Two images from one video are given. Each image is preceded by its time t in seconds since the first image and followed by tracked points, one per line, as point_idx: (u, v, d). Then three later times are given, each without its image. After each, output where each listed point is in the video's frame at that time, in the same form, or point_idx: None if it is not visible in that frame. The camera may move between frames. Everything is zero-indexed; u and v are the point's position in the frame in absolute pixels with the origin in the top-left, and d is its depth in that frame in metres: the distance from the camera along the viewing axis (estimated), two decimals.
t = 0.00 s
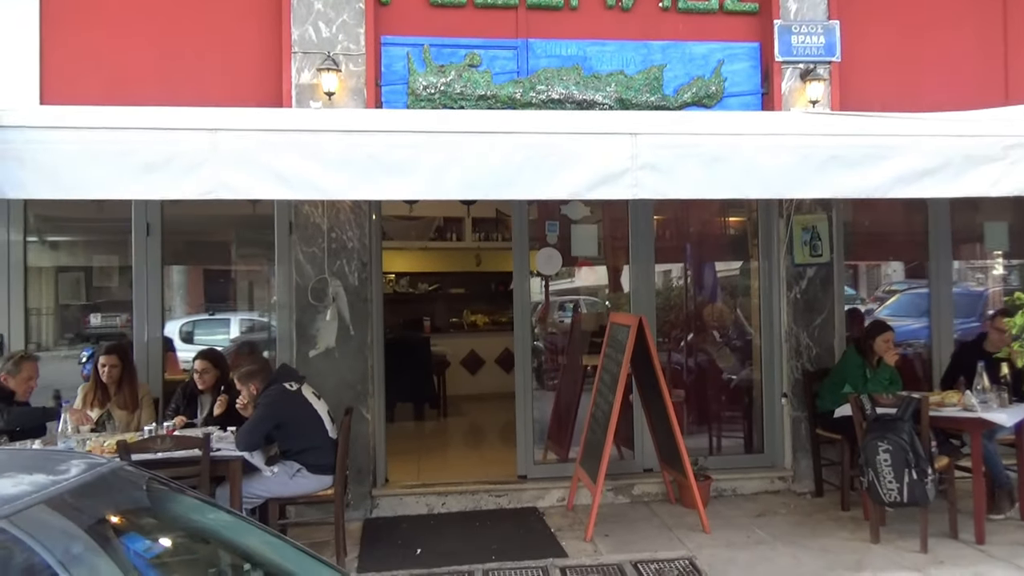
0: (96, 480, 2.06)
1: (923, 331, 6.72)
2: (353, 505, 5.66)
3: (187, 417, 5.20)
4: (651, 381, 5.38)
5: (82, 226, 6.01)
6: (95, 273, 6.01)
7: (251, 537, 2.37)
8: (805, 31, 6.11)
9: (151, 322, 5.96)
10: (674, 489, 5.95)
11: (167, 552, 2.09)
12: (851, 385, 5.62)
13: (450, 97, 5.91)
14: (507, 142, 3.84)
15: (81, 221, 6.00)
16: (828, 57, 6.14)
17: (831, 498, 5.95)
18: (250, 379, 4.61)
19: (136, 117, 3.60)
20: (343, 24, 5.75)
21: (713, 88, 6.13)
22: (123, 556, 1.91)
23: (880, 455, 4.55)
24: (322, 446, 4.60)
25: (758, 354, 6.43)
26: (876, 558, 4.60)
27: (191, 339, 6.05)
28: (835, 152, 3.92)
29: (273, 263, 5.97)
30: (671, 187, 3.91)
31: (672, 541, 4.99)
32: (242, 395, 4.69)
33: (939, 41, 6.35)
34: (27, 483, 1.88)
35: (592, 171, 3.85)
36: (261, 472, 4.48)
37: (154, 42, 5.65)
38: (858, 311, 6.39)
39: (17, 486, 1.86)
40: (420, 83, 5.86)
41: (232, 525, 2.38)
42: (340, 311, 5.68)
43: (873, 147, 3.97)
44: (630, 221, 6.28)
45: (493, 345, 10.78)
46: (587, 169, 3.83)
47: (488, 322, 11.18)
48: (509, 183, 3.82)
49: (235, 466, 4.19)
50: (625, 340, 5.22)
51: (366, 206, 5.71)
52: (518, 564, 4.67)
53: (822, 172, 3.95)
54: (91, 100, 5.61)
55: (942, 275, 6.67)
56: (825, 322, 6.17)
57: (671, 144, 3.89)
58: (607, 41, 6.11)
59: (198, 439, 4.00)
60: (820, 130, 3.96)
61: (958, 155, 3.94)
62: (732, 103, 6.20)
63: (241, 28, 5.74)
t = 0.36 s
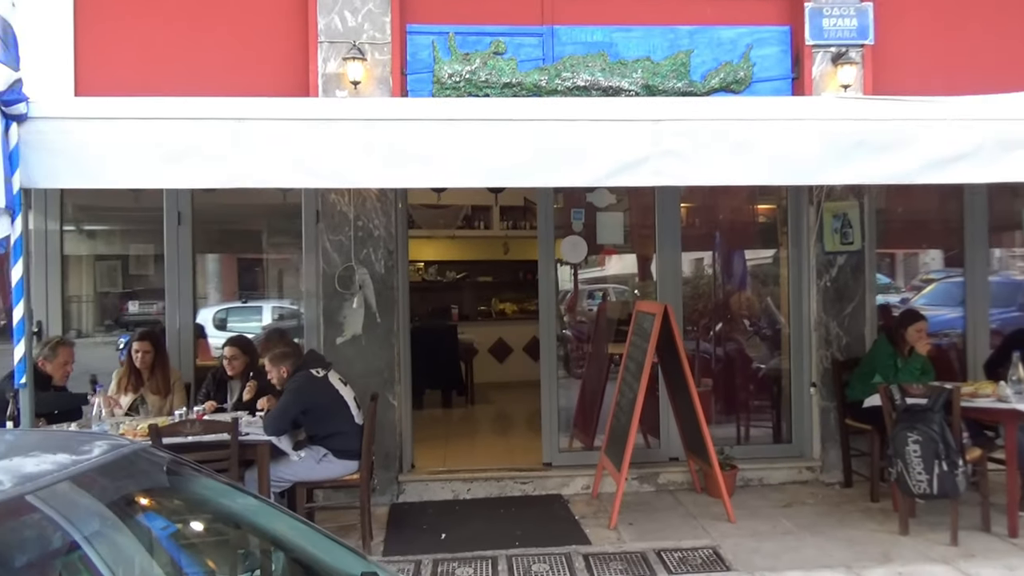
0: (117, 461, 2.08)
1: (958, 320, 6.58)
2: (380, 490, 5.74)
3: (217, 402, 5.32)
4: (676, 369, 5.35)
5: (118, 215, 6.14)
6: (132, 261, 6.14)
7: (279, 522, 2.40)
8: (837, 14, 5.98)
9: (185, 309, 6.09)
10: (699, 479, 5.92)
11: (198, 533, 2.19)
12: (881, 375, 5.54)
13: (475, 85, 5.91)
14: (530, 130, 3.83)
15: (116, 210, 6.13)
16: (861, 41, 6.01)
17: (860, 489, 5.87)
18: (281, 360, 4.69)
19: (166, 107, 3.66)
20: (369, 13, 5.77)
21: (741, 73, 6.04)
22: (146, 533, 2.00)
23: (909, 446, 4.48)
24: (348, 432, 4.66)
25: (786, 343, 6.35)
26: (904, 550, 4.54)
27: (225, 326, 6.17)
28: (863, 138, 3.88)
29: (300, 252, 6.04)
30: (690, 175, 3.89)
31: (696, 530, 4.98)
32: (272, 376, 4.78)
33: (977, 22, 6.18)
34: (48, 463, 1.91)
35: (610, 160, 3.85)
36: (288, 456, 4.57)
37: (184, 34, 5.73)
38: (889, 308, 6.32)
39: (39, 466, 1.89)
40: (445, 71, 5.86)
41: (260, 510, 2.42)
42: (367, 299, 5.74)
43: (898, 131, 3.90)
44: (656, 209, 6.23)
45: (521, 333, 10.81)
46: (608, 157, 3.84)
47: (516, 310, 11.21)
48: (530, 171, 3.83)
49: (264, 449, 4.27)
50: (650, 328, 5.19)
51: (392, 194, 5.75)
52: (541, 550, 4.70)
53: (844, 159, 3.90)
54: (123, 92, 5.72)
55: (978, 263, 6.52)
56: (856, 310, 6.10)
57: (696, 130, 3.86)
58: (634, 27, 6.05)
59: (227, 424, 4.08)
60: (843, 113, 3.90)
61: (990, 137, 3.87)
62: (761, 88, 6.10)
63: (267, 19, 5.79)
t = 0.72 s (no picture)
0: (127, 446, 2.11)
1: (978, 310, 6.49)
2: (394, 477, 5.79)
3: (233, 389, 5.40)
4: (689, 359, 5.33)
5: (138, 205, 6.20)
6: (151, 250, 6.22)
7: (295, 511, 2.45)
8: None
9: (203, 297, 6.16)
10: (713, 469, 5.91)
11: (215, 521, 2.22)
12: (898, 366, 5.50)
13: (490, 74, 5.89)
14: (542, 119, 3.82)
15: (135, 200, 6.19)
16: (881, 26, 5.91)
17: (876, 480, 5.84)
18: (298, 346, 4.73)
19: (182, 97, 3.69)
20: (383, 2, 5.76)
21: (758, 60, 5.97)
22: (159, 519, 2.04)
23: (925, 437, 4.44)
24: (361, 419, 4.72)
25: (802, 333, 6.31)
26: (919, 541, 4.51)
27: (243, 315, 6.24)
28: (879, 126, 3.83)
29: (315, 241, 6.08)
30: (703, 163, 3.85)
31: (709, 520, 4.98)
32: (287, 360, 4.81)
33: (1000, 7, 6.06)
34: (58, 448, 1.92)
35: (622, 149, 3.83)
36: (303, 444, 4.61)
37: (200, 24, 5.77)
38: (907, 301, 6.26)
39: (49, 450, 1.89)
40: (459, 60, 5.86)
41: (276, 498, 2.46)
42: (381, 288, 5.77)
43: (913, 119, 3.86)
44: (671, 198, 6.19)
45: (536, 322, 10.82)
46: (621, 145, 3.82)
47: (532, 300, 11.22)
48: (541, 160, 3.83)
49: (278, 437, 4.32)
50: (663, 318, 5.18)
51: (406, 183, 5.77)
52: (553, 538, 4.72)
53: (856, 145, 3.86)
54: (141, 82, 5.78)
55: (999, 253, 6.42)
56: (873, 301, 6.03)
57: (710, 117, 3.83)
58: (649, 14, 6.00)
59: (242, 411, 4.13)
60: (858, 100, 3.85)
61: (1010, 125, 3.81)
62: (779, 76, 6.03)
63: (283, 8, 5.81)
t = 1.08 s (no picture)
0: (129, 430, 2.11)
1: (987, 299, 6.44)
2: (399, 463, 5.81)
3: (239, 373, 5.43)
4: (695, 346, 5.32)
5: (145, 189, 6.21)
6: (159, 235, 6.23)
7: (298, 496, 2.47)
8: None
9: (210, 282, 6.17)
10: (718, 455, 5.91)
11: (221, 505, 2.23)
12: (904, 354, 5.48)
13: (496, 59, 5.86)
14: (547, 104, 3.80)
15: (142, 184, 6.20)
16: (893, 11, 5.83)
17: (881, 468, 5.83)
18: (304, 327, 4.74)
19: (187, 81, 3.67)
20: None
21: (767, 45, 5.91)
22: (165, 503, 2.04)
23: (931, 425, 4.43)
24: (367, 405, 4.72)
25: (809, 320, 6.28)
26: (923, 529, 4.50)
27: (250, 300, 6.25)
28: (888, 112, 3.80)
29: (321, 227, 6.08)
30: (710, 148, 3.81)
31: (713, 507, 4.98)
32: (294, 342, 4.81)
33: None
34: (60, 431, 1.92)
35: (627, 135, 3.80)
36: (308, 428, 4.64)
37: (206, 7, 5.74)
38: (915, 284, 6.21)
39: (51, 433, 1.90)
40: (466, 45, 5.82)
41: (279, 483, 2.48)
42: (387, 274, 5.77)
43: (923, 105, 3.82)
44: (678, 184, 6.15)
45: (542, 309, 10.82)
46: (627, 131, 3.79)
47: (538, 286, 11.22)
48: (546, 145, 3.80)
49: (283, 421, 4.34)
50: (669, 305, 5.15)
51: (412, 168, 5.75)
52: (557, 523, 4.74)
53: (864, 131, 3.82)
54: (147, 66, 5.76)
55: (1009, 241, 6.36)
56: (881, 289, 6.00)
57: (717, 103, 3.80)
58: None
59: (247, 395, 4.15)
60: (868, 85, 3.80)
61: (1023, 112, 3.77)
62: (788, 61, 5.97)
63: None
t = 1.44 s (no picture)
0: (124, 414, 2.09)
1: (983, 289, 6.45)
2: (395, 449, 5.83)
3: (236, 358, 5.42)
4: (692, 334, 5.32)
5: (141, 174, 6.18)
6: (155, 220, 6.21)
7: (296, 483, 2.47)
8: None
9: (207, 267, 6.16)
10: (713, 443, 5.93)
11: (216, 491, 2.24)
12: (900, 343, 5.49)
13: (495, 45, 5.82)
14: (546, 90, 3.77)
15: (138, 169, 6.18)
16: None
17: (875, 457, 5.86)
18: (301, 312, 4.73)
19: (183, 64, 3.64)
20: None
21: (768, 32, 5.88)
22: (160, 488, 2.05)
23: (925, 414, 4.45)
24: (362, 391, 4.74)
25: (806, 309, 6.29)
26: (916, 518, 4.53)
27: (247, 286, 6.24)
28: (887, 101, 3.79)
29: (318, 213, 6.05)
30: (709, 136, 3.80)
31: (708, 494, 5.00)
32: (290, 327, 4.80)
33: None
34: (53, 415, 1.89)
35: (625, 122, 3.79)
36: (304, 414, 4.63)
37: None
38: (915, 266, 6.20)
39: (44, 417, 1.86)
40: (464, 30, 5.78)
41: (276, 469, 2.48)
42: (384, 260, 5.76)
43: (923, 94, 3.80)
44: (676, 172, 6.13)
45: (540, 296, 10.82)
46: (625, 119, 3.78)
47: (536, 274, 11.22)
48: (544, 132, 3.79)
49: (279, 407, 4.34)
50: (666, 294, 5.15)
51: (409, 154, 5.73)
52: (552, 510, 4.76)
53: (864, 119, 3.81)
54: (142, 49, 5.72)
55: (1005, 231, 6.37)
56: (878, 279, 6.00)
57: (716, 91, 3.78)
58: None
59: (243, 380, 4.14)
60: (869, 73, 3.78)
61: None
62: (788, 49, 5.94)
63: None
